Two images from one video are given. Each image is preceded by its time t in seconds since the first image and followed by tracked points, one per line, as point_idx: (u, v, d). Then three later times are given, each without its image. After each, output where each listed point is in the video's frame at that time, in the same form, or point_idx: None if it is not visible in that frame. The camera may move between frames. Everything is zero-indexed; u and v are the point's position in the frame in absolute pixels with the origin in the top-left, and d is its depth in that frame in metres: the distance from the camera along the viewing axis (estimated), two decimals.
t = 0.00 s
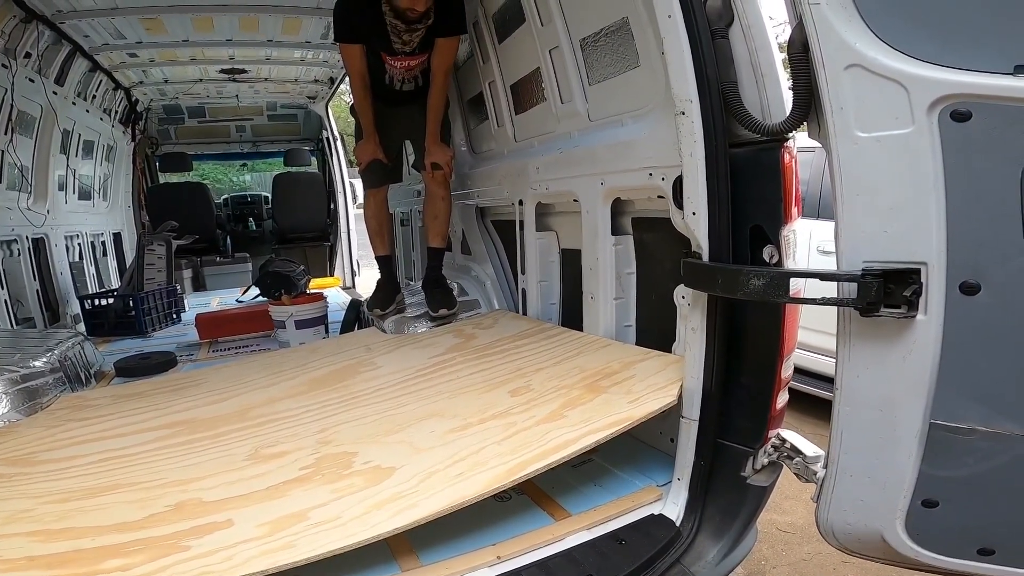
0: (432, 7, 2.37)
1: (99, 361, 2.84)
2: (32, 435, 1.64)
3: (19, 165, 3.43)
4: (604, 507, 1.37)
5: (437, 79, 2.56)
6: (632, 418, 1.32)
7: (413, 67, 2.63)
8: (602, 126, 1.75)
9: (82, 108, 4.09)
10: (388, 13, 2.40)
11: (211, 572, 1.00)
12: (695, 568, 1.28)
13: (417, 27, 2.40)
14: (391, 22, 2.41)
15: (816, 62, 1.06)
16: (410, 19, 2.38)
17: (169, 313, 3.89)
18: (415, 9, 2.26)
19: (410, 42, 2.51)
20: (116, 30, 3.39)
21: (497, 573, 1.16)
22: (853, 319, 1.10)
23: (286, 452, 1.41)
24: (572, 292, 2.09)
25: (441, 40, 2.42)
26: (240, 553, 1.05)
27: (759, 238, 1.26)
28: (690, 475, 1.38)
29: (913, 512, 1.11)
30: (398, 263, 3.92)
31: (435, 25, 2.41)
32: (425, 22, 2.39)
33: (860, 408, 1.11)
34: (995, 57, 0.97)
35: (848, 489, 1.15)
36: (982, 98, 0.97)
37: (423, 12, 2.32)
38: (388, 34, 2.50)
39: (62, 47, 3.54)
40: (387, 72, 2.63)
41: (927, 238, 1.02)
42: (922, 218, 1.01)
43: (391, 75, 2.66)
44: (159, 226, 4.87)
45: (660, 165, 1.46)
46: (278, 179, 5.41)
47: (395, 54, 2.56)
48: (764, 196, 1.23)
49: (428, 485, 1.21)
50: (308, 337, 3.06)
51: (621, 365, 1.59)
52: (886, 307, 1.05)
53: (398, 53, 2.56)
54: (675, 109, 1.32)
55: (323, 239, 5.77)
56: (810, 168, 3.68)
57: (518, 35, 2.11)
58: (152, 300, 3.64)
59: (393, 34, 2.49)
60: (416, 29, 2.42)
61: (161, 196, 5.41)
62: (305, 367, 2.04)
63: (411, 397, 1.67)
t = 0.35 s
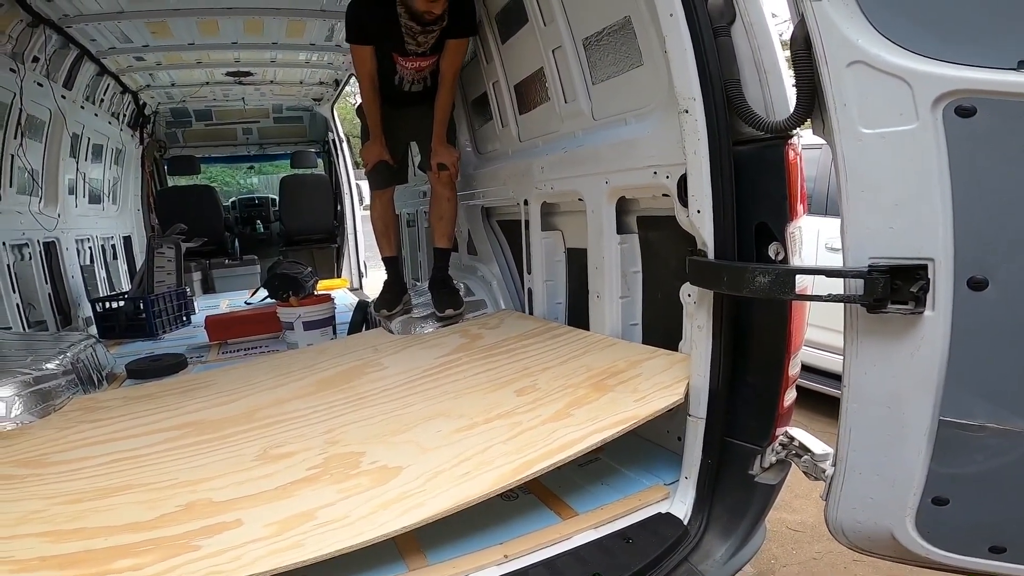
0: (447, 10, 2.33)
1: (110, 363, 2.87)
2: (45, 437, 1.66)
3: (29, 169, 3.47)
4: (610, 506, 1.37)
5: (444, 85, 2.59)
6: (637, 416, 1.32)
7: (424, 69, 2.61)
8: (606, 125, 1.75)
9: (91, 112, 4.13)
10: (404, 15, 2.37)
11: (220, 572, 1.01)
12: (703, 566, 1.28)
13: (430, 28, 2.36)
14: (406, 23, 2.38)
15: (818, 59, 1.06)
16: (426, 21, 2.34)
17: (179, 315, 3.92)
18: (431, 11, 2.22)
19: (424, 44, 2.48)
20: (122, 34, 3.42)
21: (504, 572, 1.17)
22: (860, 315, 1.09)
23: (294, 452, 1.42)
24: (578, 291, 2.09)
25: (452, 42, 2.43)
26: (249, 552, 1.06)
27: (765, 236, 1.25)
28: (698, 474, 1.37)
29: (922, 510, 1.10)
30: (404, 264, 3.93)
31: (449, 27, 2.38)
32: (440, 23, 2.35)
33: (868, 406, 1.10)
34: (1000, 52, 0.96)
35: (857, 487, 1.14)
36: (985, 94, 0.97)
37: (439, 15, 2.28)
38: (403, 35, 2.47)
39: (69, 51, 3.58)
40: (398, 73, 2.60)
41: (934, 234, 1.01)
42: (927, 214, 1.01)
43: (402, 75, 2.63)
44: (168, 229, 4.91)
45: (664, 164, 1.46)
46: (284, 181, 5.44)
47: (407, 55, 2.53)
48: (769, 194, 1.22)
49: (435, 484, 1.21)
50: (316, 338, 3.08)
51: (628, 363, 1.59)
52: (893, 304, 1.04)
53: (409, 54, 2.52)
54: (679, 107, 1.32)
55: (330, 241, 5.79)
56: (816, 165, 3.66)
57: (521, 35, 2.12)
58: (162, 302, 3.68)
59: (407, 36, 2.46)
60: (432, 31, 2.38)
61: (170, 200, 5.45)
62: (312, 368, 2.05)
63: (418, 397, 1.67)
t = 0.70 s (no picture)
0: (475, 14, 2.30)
1: (134, 367, 2.92)
2: (72, 441, 1.70)
3: (49, 177, 3.55)
4: (627, 506, 1.36)
5: (458, 90, 2.61)
6: (650, 416, 1.30)
7: (441, 70, 2.62)
8: (616, 122, 1.73)
9: (108, 119, 4.21)
10: (432, 19, 2.31)
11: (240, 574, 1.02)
12: (721, 566, 1.26)
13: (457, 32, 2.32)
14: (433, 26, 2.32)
15: (830, 52, 1.04)
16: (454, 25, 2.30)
17: (199, 319, 3.98)
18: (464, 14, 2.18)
19: (450, 46, 2.43)
20: (134, 40, 3.47)
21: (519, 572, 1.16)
22: (880, 311, 1.07)
23: (312, 455, 1.43)
24: (592, 290, 2.08)
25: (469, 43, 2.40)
26: (268, 555, 1.07)
27: (779, 231, 1.23)
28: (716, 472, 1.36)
29: (948, 509, 1.07)
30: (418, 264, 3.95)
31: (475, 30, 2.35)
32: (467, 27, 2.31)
33: (890, 403, 1.08)
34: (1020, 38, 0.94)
35: (880, 485, 1.12)
36: (1004, 82, 0.94)
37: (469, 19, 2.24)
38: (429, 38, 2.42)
39: (84, 59, 3.64)
40: (414, 73, 2.60)
41: (955, 227, 0.98)
42: (948, 208, 0.98)
43: (418, 77, 2.64)
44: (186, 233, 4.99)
45: (676, 160, 1.44)
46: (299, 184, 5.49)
47: (426, 57, 2.52)
48: (783, 189, 1.20)
49: (450, 485, 1.22)
50: (333, 340, 3.10)
51: (643, 362, 1.57)
52: (914, 299, 1.02)
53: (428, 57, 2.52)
54: (689, 102, 1.30)
55: (345, 243, 5.84)
56: (832, 157, 3.60)
57: (529, 33, 2.11)
58: (183, 307, 3.74)
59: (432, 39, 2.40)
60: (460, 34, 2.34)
61: (189, 205, 5.54)
62: (329, 370, 2.06)
63: (433, 398, 1.68)
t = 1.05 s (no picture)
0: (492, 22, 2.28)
1: (143, 370, 2.94)
2: (81, 443, 1.72)
3: (58, 181, 3.59)
4: (630, 507, 1.36)
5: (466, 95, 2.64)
6: (653, 417, 1.31)
7: (453, 75, 2.63)
8: (618, 124, 1.74)
9: (116, 123, 4.25)
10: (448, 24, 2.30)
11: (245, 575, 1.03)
12: (724, 567, 1.26)
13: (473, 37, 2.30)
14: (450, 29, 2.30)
15: (829, 53, 1.04)
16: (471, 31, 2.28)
17: (207, 321, 4.01)
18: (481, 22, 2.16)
19: (466, 53, 2.42)
20: (141, 43, 3.49)
21: (522, 573, 1.17)
22: (881, 313, 1.07)
23: (317, 456, 1.45)
24: (596, 291, 2.08)
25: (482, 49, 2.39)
26: (272, 555, 1.08)
27: (781, 233, 1.24)
28: (718, 474, 1.36)
29: (951, 510, 1.07)
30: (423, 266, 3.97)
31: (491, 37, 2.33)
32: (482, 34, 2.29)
33: (892, 404, 1.08)
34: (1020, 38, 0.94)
35: (883, 486, 1.11)
36: (1003, 83, 0.94)
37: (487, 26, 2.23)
38: (445, 44, 2.41)
39: (91, 63, 3.67)
40: (427, 78, 2.62)
41: (955, 228, 0.98)
42: (949, 209, 0.98)
43: (429, 81, 2.65)
44: (194, 236, 5.03)
45: (678, 162, 1.44)
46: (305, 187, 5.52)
47: (440, 62, 2.54)
48: (785, 191, 1.21)
49: (452, 487, 1.22)
50: (338, 342, 3.12)
51: (645, 364, 1.58)
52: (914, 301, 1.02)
53: (441, 61, 2.53)
54: (689, 105, 1.31)
55: (351, 245, 5.86)
56: (836, 157, 3.58)
57: (531, 36, 2.12)
58: (190, 309, 3.77)
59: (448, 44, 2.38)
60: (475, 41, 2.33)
61: (196, 208, 5.58)
62: (334, 372, 2.08)
63: (437, 400, 1.69)
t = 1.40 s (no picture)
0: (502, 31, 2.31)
1: (144, 370, 2.95)
2: (82, 443, 1.73)
3: (61, 182, 3.61)
4: (626, 508, 1.37)
5: (466, 100, 2.67)
6: (649, 420, 1.32)
7: (456, 78, 2.66)
8: (617, 127, 1.76)
9: (118, 124, 4.27)
10: (459, 28, 2.32)
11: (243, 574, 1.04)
12: (720, 569, 1.27)
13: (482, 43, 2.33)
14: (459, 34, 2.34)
15: (824, 58, 1.05)
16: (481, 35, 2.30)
17: (208, 323, 4.03)
18: (493, 28, 2.18)
19: (474, 57, 2.44)
20: (143, 45, 3.51)
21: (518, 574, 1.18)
22: (875, 317, 1.08)
23: (316, 457, 1.46)
24: (595, 294, 2.09)
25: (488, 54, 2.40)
26: (270, 554, 1.09)
27: (776, 238, 1.25)
28: (714, 476, 1.37)
29: (944, 513, 1.08)
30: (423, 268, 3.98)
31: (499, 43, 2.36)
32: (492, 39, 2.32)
33: (885, 407, 1.09)
34: (1010, 45, 0.95)
35: (876, 489, 1.12)
36: (994, 89, 0.96)
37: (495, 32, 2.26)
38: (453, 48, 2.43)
39: (95, 65, 3.69)
40: (430, 81, 2.65)
41: (947, 233, 0.99)
42: (940, 214, 0.99)
43: (433, 84, 2.68)
44: (195, 238, 5.04)
45: (676, 165, 1.46)
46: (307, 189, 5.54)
47: (444, 66, 2.56)
48: (779, 196, 1.22)
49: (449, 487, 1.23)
50: (339, 344, 3.13)
51: (642, 366, 1.59)
52: (907, 305, 1.03)
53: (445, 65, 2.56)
54: (686, 109, 1.32)
55: (352, 247, 5.89)
56: (835, 161, 3.59)
57: (530, 40, 2.14)
58: (191, 310, 3.78)
59: (457, 47, 2.41)
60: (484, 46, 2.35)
61: (198, 210, 5.60)
62: (334, 374, 2.09)
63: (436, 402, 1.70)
